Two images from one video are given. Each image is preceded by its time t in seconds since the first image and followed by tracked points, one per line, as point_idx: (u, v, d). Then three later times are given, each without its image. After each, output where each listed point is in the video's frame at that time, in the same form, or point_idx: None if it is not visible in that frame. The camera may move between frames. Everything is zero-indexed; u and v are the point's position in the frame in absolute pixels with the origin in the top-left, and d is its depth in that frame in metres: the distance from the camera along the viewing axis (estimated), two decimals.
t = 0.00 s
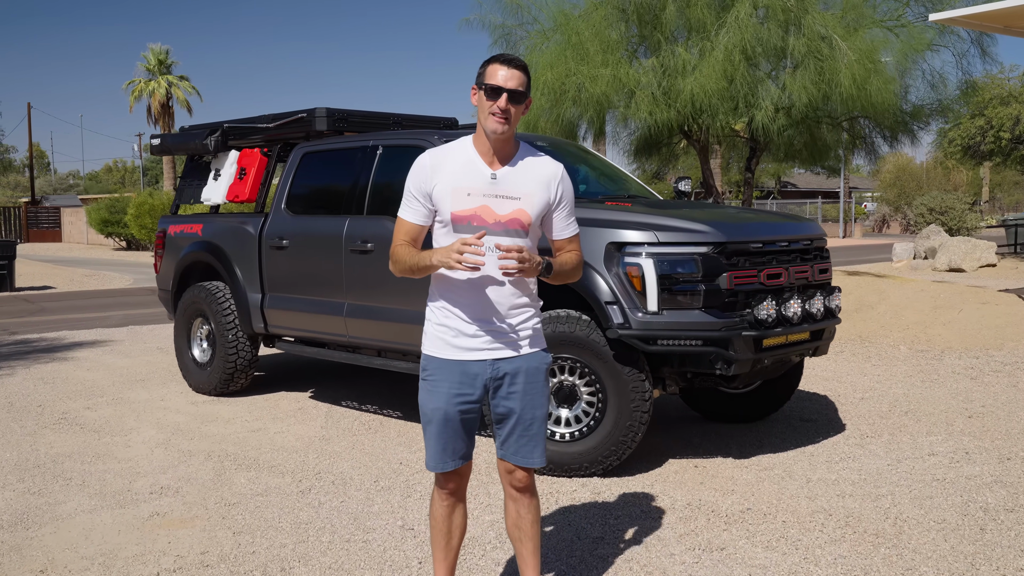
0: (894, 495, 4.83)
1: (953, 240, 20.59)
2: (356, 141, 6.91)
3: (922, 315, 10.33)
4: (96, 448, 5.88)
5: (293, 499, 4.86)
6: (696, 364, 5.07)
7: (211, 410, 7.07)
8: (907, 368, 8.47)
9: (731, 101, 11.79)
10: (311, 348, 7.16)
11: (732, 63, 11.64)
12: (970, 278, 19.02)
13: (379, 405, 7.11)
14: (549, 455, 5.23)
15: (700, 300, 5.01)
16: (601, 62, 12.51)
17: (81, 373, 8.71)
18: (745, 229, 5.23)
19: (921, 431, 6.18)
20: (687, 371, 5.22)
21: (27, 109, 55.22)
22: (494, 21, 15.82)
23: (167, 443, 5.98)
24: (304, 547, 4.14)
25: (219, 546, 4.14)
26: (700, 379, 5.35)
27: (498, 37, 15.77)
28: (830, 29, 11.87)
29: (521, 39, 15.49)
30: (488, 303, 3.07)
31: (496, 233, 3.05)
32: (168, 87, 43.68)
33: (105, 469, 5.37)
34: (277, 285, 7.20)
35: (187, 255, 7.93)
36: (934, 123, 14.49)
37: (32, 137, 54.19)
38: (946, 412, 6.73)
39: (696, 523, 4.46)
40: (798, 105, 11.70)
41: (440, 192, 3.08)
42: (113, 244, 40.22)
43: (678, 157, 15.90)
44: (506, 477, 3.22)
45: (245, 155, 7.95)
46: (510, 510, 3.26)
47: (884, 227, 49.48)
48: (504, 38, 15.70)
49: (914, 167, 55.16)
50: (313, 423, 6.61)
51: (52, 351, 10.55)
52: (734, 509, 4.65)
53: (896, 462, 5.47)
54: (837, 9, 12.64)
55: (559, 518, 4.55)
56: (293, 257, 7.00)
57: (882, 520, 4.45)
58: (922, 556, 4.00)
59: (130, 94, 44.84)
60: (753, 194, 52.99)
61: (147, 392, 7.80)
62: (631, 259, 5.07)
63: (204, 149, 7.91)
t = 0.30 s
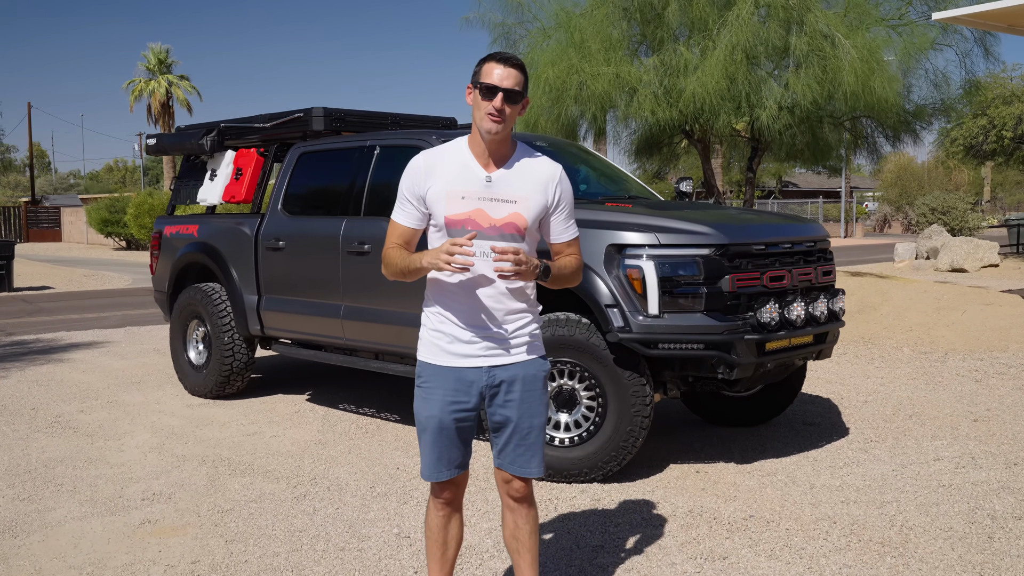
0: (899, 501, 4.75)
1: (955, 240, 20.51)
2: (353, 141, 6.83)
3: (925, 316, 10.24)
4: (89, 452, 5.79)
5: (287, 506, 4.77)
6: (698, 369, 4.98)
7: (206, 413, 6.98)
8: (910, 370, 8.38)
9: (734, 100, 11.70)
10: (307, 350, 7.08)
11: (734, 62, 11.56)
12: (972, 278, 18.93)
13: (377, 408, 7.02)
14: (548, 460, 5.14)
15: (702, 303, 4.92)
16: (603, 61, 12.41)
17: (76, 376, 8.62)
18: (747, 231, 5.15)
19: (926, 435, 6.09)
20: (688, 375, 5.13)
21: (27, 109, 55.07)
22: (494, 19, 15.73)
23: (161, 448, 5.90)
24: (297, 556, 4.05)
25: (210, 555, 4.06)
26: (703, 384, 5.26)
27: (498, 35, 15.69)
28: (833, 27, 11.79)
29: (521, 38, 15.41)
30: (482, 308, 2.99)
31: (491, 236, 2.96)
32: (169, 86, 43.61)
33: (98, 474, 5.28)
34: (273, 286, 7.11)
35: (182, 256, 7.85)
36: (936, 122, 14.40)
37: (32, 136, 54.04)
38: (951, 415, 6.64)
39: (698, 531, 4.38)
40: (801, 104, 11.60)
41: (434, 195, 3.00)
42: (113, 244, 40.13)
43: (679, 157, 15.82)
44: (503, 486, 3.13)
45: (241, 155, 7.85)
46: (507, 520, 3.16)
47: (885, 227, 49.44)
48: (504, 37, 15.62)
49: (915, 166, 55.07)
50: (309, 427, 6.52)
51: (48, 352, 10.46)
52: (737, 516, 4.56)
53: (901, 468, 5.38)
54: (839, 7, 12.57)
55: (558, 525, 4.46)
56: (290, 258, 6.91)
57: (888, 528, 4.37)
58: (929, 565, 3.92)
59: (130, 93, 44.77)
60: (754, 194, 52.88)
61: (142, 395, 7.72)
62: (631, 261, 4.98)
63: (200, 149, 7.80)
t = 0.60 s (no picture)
0: (905, 508, 4.65)
1: (957, 241, 20.40)
2: (350, 141, 6.74)
3: (929, 318, 10.15)
4: (81, 457, 5.71)
5: (281, 513, 4.68)
6: (699, 374, 4.89)
7: (201, 417, 6.89)
8: (914, 373, 8.28)
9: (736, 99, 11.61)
10: (303, 353, 6.99)
11: (737, 61, 11.47)
12: (974, 279, 18.84)
13: (374, 412, 6.93)
14: (547, 467, 5.05)
15: (704, 307, 4.83)
16: (604, 60, 12.31)
17: (71, 379, 8.53)
18: (750, 233, 5.06)
19: (931, 440, 5.99)
20: (690, 380, 5.03)
21: (27, 108, 54.97)
22: (494, 17, 15.64)
23: (154, 453, 5.81)
24: (290, 567, 3.96)
25: (201, 565, 3.97)
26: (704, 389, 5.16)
27: (498, 33, 15.60)
28: (836, 26, 11.70)
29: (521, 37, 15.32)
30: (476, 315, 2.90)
31: (486, 241, 2.87)
32: (169, 86, 43.52)
33: (89, 481, 5.19)
34: (269, 288, 7.03)
35: (177, 258, 7.76)
36: (940, 122, 14.30)
37: (31, 135, 53.92)
38: (956, 419, 6.54)
39: (700, 540, 4.28)
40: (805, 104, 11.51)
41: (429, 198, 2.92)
42: (113, 244, 40.04)
43: (680, 157, 15.73)
44: (499, 498, 3.04)
45: (237, 156, 7.76)
46: (504, 533, 3.07)
47: (886, 227, 49.35)
48: (504, 35, 15.53)
49: (916, 166, 54.97)
50: (305, 431, 6.44)
51: (43, 354, 10.37)
52: (739, 525, 4.46)
53: (906, 474, 5.28)
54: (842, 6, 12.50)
55: (557, 534, 4.37)
56: (286, 260, 6.82)
57: (894, 537, 4.27)
58: None
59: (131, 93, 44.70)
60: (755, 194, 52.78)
61: (136, 398, 7.63)
62: (632, 264, 4.89)
63: (195, 149, 7.72)
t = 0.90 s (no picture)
0: (911, 516, 4.56)
1: (959, 241, 20.32)
2: (347, 141, 6.65)
3: (932, 320, 10.06)
4: (73, 463, 5.62)
5: (275, 521, 4.59)
6: (702, 378, 4.80)
7: (196, 421, 6.80)
8: (918, 375, 8.19)
9: (738, 99, 11.51)
10: (301, 357, 6.90)
11: (739, 60, 11.37)
12: (976, 279, 18.75)
13: (372, 416, 6.84)
14: (547, 473, 4.96)
15: (706, 310, 4.74)
16: (605, 59, 12.22)
17: (66, 381, 8.45)
18: (753, 235, 4.97)
19: (937, 445, 5.91)
20: (692, 385, 4.94)
21: (26, 108, 54.78)
22: (494, 16, 15.53)
23: (148, 458, 5.72)
24: None
25: None
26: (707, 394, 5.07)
27: (498, 32, 15.48)
28: (839, 25, 11.59)
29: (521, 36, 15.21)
30: (474, 319, 2.81)
31: (484, 241, 2.79)
32: (168, 86, 43.40)
33: (81, 487, 5.10)
34: (265, 291, 6.94)
35: (173, 260, 7.67)
36: (942, 122, 14.22)
37: (31, 134, 53.76)
38: (962, 424, 6.45)
39: (703, 549, 4.19)
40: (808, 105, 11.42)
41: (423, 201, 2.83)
42: (112, 244, 39.95)
43: (682, 156, 15.64)
44: (498, 510, 2.95)
45: (233, 156, 7.68)
46: (502, 546, 2.98)
47: (887, 227, 49.27)
48: (505, 34, 15.41)
49: (917, 166, 54.88)
50: (301, 435, 6.35)
51: (39, 356, 10.28)
52: (743, 533, 4.37)
53: (912, 480, 5.19)
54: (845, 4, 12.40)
55: (556, 543, 4.28)
56: (282, 262, 6.74)
57: (901, 546, 4.18)
58: None
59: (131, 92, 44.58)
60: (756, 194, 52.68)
61: (131, 402, 7.54)
62: (633, 267, 4.80)
63: (191, 149, 7.63)
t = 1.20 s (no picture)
0: (917, 523, 4.48)
1: (961, 242, 20.24)
2: (345, 142, 6.58)
3: (935, 321, 9.99)
4: (67, 467, 5.54)
5: (270, 528, 4.51)
6: (704, 382, 4.72)
7: (193, 424, 6.73)
8: (922, 378, 8.12)
9: (739, 99, 11.43)
10: (298, 359, 6.82)
11: (739, 59, 11.29)
12: (978, 280, 18.67)
13: (370, 419, 6.76)
14: (546, 478, 4.89)
15: (709, 313, 4.66)
16: (605, 59, 12.13)
17: (62, 383, 8.38)
18: (756, 237, 4.89)
19: (942, 449, 5.83)
20: (693, 388, 4.86)
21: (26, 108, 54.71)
22: (494, 15, 15.44)
23: (142, 463, 5.64)
24: None
25: None
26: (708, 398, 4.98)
27: (498, 31, 15.40)
28: (840, 25, 11.51)
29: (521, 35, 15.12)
30: (473, 323, 2.72)
31: (479, 244, 2.72)
32: (168, 86, 43.30)
33: (74, 492, 5.02)
34: (262, 292, 6.86)
35: (169, 261, 7.60)
36: (944, 121, 14.14)
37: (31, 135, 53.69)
38: (967, 427, 6.38)
39: (706, 557, 4.11)
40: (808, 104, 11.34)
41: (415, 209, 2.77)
42: (111, 244, 39.87)
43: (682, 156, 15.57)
44: (497, 519, 2.86)
45: (230, 156, 7.61)
46: (500, 556, 2.88)
47: (888, 227, 49.19)
48: (504, 33, 15.33)
49: (918, 166, 54.78)
50: (298, 439, 6.27)
51: (36, 358, 10.21)
52: (746, 541, 4.29)
53: (917, 485, 5.11)
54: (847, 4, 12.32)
55: (556, 550, 4.20)
56: (279, 263, 6.66)
57: (907, 554, 4.10)
58: None
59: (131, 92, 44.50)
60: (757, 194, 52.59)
61: (127, 404, 7.46)
62: (634, 269, 4.74)
63: (188, 150, 7.60)
